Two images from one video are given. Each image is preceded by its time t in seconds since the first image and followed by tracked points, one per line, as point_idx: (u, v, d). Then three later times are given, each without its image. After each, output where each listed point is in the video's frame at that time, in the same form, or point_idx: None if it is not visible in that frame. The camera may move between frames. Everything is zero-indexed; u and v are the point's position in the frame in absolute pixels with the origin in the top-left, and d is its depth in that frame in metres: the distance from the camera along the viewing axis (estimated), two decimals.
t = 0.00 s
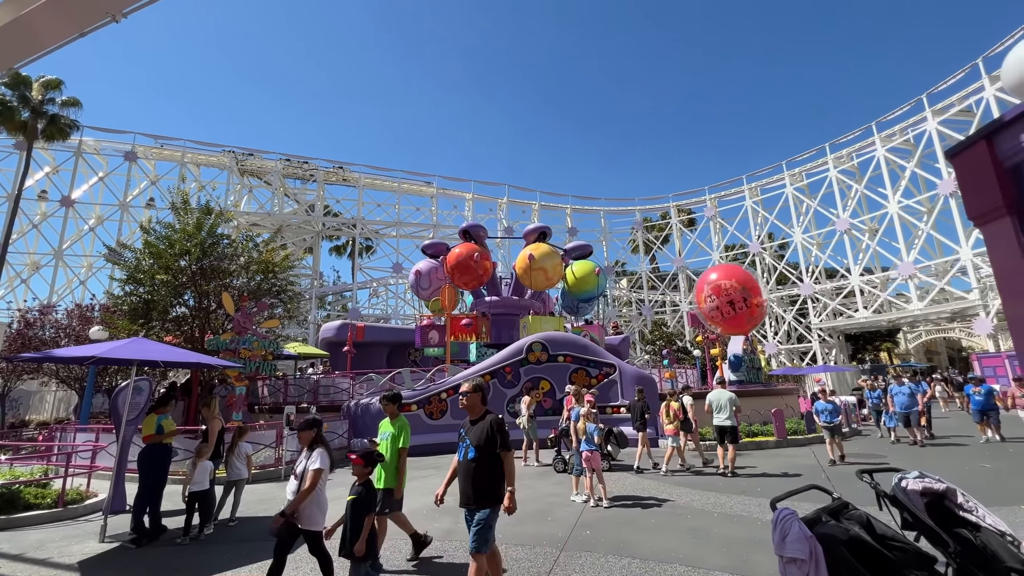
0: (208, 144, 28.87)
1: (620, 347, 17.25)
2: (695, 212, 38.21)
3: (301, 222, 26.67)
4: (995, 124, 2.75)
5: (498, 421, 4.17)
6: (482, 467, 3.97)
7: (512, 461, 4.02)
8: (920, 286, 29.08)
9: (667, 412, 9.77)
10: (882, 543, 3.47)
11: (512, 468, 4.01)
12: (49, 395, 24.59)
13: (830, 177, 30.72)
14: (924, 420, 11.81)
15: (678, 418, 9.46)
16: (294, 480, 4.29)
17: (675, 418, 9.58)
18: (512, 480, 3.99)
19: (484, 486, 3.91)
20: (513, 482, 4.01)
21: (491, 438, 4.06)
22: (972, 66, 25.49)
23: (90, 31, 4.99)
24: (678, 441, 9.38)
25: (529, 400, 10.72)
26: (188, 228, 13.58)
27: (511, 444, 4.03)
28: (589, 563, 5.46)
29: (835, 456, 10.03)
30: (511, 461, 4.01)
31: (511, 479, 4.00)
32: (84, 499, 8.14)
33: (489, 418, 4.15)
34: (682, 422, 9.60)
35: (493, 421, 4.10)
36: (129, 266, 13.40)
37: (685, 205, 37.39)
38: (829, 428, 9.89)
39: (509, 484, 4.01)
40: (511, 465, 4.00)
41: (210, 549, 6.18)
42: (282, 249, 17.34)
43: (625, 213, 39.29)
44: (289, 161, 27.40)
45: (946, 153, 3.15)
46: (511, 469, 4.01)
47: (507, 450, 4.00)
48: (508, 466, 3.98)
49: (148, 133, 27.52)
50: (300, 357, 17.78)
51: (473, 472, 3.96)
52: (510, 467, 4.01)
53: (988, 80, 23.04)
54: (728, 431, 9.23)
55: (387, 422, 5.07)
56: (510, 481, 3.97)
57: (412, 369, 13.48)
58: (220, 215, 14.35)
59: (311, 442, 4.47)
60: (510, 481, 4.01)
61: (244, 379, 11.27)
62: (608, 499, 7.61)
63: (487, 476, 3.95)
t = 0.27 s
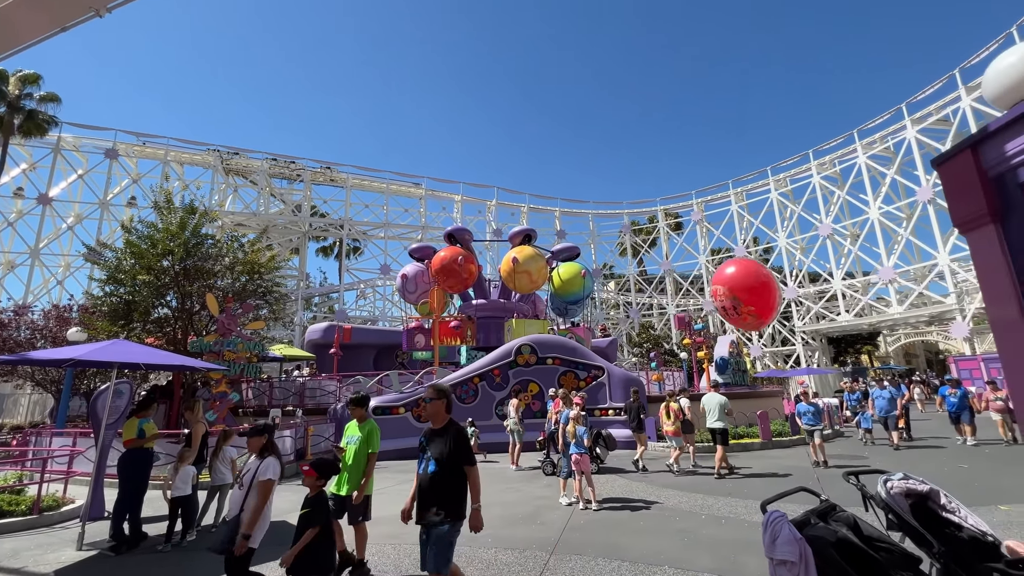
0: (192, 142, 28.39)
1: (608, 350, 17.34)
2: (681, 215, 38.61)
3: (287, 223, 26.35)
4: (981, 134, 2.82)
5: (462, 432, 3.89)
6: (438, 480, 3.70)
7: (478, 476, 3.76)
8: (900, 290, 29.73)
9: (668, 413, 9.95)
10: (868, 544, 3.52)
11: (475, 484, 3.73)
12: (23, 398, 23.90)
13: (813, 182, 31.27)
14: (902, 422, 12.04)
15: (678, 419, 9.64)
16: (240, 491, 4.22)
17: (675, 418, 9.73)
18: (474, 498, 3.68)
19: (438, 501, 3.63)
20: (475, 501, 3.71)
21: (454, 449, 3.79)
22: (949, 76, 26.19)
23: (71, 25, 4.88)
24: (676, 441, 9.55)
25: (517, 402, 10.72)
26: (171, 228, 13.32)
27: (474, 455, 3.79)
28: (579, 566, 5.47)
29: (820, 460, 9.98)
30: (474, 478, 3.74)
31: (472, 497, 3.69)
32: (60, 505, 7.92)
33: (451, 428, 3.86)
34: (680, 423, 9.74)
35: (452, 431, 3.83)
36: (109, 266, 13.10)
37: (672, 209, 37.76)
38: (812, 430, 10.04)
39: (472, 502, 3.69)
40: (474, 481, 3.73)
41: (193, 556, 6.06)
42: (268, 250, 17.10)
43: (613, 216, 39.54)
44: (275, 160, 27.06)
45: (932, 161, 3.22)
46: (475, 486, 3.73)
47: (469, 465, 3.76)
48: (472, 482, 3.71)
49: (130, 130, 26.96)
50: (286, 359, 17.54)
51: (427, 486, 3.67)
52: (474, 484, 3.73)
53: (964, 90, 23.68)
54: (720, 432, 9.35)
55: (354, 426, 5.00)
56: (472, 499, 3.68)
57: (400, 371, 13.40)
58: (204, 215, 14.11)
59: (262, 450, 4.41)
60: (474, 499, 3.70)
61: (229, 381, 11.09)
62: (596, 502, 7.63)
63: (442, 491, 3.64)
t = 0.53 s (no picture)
0: (176, 139, 27.88)
1: (597, 351, 17.43)
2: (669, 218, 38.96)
3: (274, 222, 26.02)
4: (970, 141, 2.91)
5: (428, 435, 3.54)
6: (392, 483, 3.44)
7: (424, 484, 3.30)
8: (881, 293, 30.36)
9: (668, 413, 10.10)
10: (858, 543, 3.58)
11: (420, 493, 3.26)
12: None
13: (798, 186, 31.77)
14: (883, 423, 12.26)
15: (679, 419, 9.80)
16: (184, 506, 3.92)
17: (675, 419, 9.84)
18: (411, 508, 3.20)
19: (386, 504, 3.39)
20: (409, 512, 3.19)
21: (417, 453, 3.43)
22: (929, 84, 26.82)
23: (54, 18, 4.74)
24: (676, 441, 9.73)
25: (508, 404, 10.74)
26: (155, 226, 13.06)
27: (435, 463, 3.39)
28: (572, 567, 5.48)
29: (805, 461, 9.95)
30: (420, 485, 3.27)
31: (410, 507, 3.21)
32: (39, 511, 7.71)
33: (415, 430, 3.53)
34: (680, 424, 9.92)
35: (415, 429, 3.52)
36: (90, 265, 12.80)
37: (660, 211, 38.08)
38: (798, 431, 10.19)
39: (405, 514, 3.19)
40: (418, 488, 3.26)
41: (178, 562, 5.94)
42: (255, 250, 16.85)
43: (602, 218, 39.74)
44: (262, 159, 26.72)
45: (922, 167, 3.31)
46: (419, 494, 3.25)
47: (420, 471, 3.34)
48: (415, 490, 3.25)
49: (112, 127, 26.39)
50: (273, 361, 17.32)
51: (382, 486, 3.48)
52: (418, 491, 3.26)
53: (943, 98, 24.27)
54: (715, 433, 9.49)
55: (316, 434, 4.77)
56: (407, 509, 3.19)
57: (389, 373, 13.32)
58: (189, 214, 13.87)
59: (211, 458, 4.09)
60: (408, 510, 3.19)
61: (214, 383, 10.91)
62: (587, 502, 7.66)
63: (391, 496, 3.38)
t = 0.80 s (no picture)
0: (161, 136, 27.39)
1: (587, 351, 17.50)
2: (658, 219, 39.23)
3: (262, 221, 25.70)
4: (963, 145, 2.99)
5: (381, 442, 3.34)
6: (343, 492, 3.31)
7: (371, 497, 3.11)
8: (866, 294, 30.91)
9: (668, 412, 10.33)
10: (851, 540, 3.65)
11: (366, 506, 3.09)
12: None
13: (785, 189, 32.18)
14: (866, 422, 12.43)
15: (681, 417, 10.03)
16: (114, 520, 3.80)
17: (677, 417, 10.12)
18: (355, 523, 3.03)
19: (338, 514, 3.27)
20: (353, 527, 3.03)
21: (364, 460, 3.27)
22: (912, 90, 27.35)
23: (39, 11, 4.59)
24: (679, 439, 9.91)
25: (499, 404, 10.75)
26: (140, 224, 12.82)
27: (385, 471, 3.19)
28: (566, 567, 5.49)
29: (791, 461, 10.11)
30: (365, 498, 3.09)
31: (354, 522, 3.04)
32: (20, 515, 7.52)
33: (366, 437, 3.33)
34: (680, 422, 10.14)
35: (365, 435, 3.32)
36: (72, 263, 12.53)
37: (650, 212, 38.32)
38: (787, 430, 10.30)
39: (348, 530, 3.02)
40: (364, 502, 3.09)
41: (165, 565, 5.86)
42: (243, 249, 16.64)
43: (593, 219, 39.89)
44: (250, 157, 26.38)
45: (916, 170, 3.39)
46: (365, 507, 3.08)
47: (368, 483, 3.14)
48: (361, 504, 3.08)
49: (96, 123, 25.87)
50: (261, 361, 17.10)
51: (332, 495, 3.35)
52: (364, 505, 3.08)
53: (926, 103, 24.77)
54: (713, 429, 9.79)
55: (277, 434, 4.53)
56: (350, 524, 3.02)
57: (379, 373, 13.25)
58: (176, 212, 13.64)
59: (149, 465, 4.11)
60: (352, 525, 3.03)
61: (201, 384, 10.75)
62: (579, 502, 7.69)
63: (342, 507, 3.25)
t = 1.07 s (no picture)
0: (148, 132, 26.97)
1: (579, 350, 17.54)
2: (649, 219, 39.46)
3: (251, 219, 25.43)
4: (957, 147, 3.04)
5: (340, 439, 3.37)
6: (304, 495, 3.28)
7: (343, 495, 3.17)
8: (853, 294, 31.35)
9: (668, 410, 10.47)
10: (845, 537, 3.72)
11: (339, 505, 3.14)
12: None
13: (774, 190, 32.53)
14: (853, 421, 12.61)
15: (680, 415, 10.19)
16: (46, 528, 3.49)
17: (677, 415, 10.25)
18: (332, 524, 3.07)
19: (298, 521, 3.23)
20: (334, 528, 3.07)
21: (317, 459, 3.31)
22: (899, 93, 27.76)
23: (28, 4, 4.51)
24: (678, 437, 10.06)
25: (492, 403, 10.75)
26: (127, 221, 12.63)
27: (344, 470, 3.20)
28: (561, 565, 5.51)
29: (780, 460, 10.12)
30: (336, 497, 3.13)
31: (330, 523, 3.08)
32: (4, 517, 7.38)
33: (321, 434, 3.37)
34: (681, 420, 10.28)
35: (327, 436, 3.34)
36: (57, 261, 12.31)
37: (641, 212, 38.53)
38: (774, 429, 10.41)
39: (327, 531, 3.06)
40: (337, 501, 3.13)
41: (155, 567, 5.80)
42: (232, 247, 16.46)
43: (584, 218, 40.01)
44: (240, 154, 26.09)
45: (910, 171, 3.44)
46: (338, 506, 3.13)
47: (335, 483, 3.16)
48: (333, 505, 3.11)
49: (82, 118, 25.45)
50: (251, 360, 16.94)
51: (288, 501, 3.29)
52: (336, 505, 3.12)
53: (912, 106, 25.16)
54: (710, 427, 9.96)
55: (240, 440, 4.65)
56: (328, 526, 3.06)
57: (372, 372, 13.20)
58: (164, 209, 13.45)
59: (85, 472, 3.56)
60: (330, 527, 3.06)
61: (191, 383, 10.62)
62: (572, 501, 7.72)
63: (305, 510, 3.23)
